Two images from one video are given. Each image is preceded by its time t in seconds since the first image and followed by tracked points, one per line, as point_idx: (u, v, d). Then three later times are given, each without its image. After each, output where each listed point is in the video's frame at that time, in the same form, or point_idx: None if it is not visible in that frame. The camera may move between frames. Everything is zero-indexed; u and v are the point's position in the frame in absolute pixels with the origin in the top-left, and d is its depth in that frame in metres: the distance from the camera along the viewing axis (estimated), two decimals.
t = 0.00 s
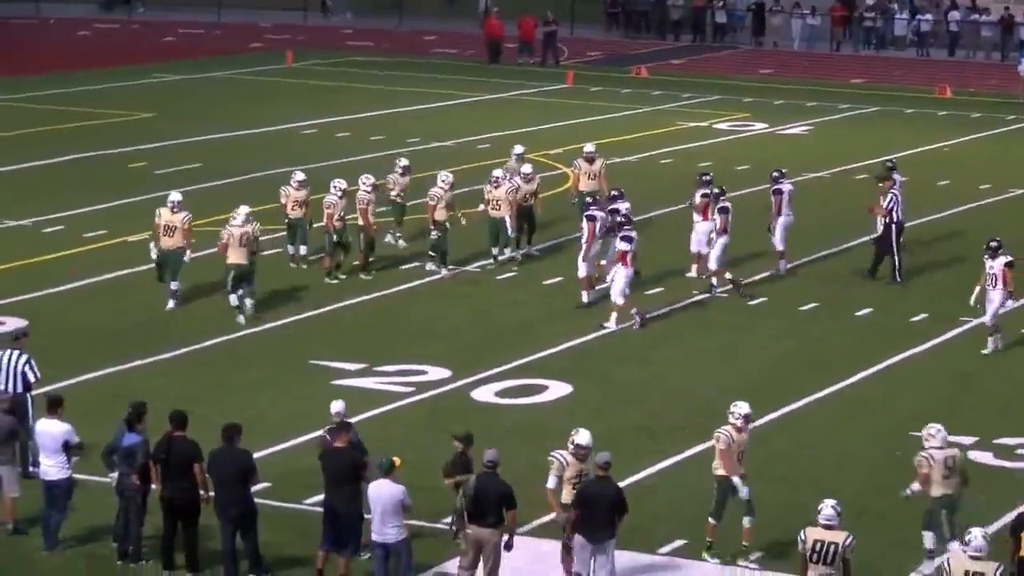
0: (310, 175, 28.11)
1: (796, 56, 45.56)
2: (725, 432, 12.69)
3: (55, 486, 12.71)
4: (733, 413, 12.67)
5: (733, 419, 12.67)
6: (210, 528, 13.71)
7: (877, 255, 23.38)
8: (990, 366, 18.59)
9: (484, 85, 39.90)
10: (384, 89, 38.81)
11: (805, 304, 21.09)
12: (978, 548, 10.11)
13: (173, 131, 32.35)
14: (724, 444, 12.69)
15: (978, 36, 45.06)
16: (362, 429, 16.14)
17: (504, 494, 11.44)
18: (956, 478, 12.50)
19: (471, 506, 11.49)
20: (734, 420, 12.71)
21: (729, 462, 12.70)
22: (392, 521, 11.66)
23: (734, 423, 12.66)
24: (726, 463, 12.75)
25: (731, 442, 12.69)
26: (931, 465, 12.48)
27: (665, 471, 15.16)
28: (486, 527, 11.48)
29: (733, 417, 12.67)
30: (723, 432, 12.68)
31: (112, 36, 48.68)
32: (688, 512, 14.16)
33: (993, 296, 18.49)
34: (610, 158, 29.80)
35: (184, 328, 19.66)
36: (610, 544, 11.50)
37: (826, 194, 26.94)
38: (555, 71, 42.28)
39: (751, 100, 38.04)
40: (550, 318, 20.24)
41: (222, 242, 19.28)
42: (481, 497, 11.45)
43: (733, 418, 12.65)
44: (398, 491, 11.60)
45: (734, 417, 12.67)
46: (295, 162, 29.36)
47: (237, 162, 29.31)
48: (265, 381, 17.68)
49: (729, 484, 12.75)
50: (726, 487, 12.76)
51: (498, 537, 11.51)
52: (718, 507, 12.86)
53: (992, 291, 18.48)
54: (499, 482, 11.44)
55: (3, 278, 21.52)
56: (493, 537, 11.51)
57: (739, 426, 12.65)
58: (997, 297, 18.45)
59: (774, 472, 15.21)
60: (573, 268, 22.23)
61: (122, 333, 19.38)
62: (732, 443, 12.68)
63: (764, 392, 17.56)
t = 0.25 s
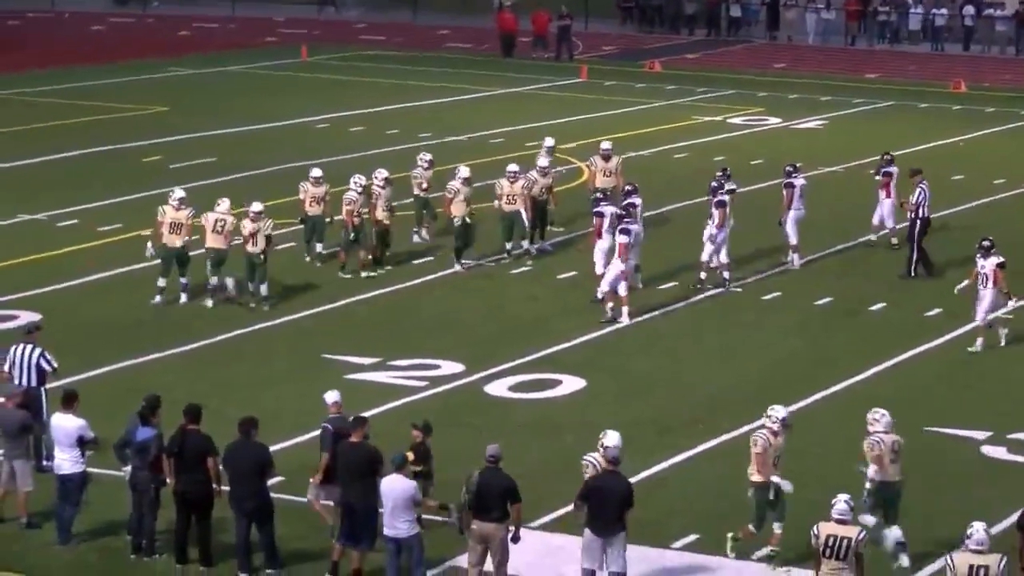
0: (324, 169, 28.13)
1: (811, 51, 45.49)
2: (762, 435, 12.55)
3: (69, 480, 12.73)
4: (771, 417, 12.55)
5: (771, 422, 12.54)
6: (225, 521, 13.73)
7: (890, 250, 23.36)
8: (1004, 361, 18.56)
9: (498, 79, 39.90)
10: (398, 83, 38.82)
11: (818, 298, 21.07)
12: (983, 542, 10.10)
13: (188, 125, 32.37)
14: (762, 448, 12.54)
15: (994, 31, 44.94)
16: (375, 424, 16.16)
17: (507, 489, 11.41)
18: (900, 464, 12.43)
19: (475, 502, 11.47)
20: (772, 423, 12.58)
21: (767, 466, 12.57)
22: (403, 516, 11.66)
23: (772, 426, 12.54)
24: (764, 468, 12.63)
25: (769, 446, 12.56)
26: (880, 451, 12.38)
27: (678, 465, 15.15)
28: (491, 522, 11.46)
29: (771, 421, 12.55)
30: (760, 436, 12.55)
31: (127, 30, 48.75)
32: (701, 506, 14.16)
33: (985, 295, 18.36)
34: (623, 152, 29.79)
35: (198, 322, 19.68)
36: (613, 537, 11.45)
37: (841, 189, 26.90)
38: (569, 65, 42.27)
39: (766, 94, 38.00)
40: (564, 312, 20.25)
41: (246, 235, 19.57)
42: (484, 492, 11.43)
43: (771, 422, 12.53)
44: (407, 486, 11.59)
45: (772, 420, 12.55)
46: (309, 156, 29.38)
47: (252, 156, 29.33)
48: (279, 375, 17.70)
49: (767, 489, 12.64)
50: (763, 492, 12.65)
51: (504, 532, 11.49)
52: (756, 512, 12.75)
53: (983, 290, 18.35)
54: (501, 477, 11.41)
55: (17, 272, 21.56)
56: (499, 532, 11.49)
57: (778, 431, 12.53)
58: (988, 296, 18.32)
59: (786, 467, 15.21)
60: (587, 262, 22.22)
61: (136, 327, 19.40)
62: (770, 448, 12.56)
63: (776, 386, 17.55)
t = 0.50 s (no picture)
0: (328, 167, 28.13)
1: (816, 49, 45.46)
2: (781, 436, 12.43)
3: (74, 479, 12.75)
4: (791, 416, 12.45)
5: (791, 422, 12.45)
6: (231, 519, 13.72)
7: (895, 247, 23.34)
8: (1009, 359, 18.53)
9: (503, 77, 39.91)
10: (403, 81, 38.83)
11: (823, 296, 21.05)
12: (985, 539, 10.08)
13: (193, 123, 32.38)
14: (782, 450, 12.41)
15: (999, 29, 44.89)
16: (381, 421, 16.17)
17: (504, 488, 11.39)
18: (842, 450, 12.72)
19: (471, 501, 11.46)
20: (791, 423, 12.48)
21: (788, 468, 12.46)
22: (406, 514, 11.66)
23: (791, 427, 12.44)
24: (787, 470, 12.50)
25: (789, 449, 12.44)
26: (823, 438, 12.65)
27: (681, 463, 15.13)
28: (490, 521, 11.46)
29: (791, 421, 12.45)
30: (780, 436, 12.43)
31: (133, 28, 48.78)
32: (705, 504, 14.16)
33: (971, 297, 18.31)
34: (628, 150, 29.80)
35: (202, 320, 19.69)
36: (609, 535, 11.43)
37: (846, 187, 26.88)
38: (574, 64, 42.28)
39: (771, 92, 37.98)
40: (568, 310, 20.25)
41: (248, 237, 19.52)
42: (480, 491, 11.41)
43: (792, 422, 12.43)
44: (408, 484, 11.58)
45: (792, 420, 12.45)
46: (314, 154, 29.39)
47: (257, 154, 29.32)
48: (285, 374, 17.70)
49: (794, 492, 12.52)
50: (788, 496, 12.52)
51: (502, 530, 11.47)
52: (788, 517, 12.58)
53: (969, 291, 18.28)
54: (496, 476, 11.40)
55: (22, 270, 21.56)
56: (498, 530, 11.47)
57: (800, 430, 12.45)
58: (975, 297, 18.25)
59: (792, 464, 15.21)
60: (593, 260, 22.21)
61: (140, 325, 19.42)
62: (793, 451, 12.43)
63: (784, 385, 17.53)
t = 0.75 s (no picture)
0: (332, 166, 28.15)
1: (821, 48, 45.43)
2: (809, 443, 12.60)
3: (78, 477, 12.75)
4: (818, 424, 12.61)
5: (819, 429, 12.60)
6: (237, 517, 13.73)
7: (900, 246, 23.35)
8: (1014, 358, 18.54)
9: (508, 76, 39.92)
10: (407, 80, 38.84)
11: (828, 296, 21.02)
12: (994, 538, 10.09)
13: (197, 122, 32.38)
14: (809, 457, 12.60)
15: (1004, 27, 44.86)
16: (386, 420, 16.18)
17: (507, 488, 11.40)
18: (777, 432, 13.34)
19: (475, 501, 11.46)
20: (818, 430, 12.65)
21: (817, 475, 12.66)
22: (410, 513, 11.67)
23: (819, 434, 12.60)
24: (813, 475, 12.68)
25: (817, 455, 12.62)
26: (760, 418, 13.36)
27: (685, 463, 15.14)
28: (493, 520, 11.46)
29: (818, 428, 12.61)
30: (808, 443, 12.59)
31: (138, 27, 48.78)
32: (710, 503, 14.17)
33: (951, 301, 18.38)
34: (632, 149, 29.81)
35: (207, 318, 19.70)
36: (605, 533, 11.44)
37: (851, 186, 26.88)
38: (579, 63, 42.28)
39: (776, 91, 37.98)
40: (573, 309, 20.27)
41: (250, 238, 19.46)
42: (484, 490, 11.42)
43: (820, 429, 12.59)
44: (413, 482, 11.60)
45: (819, 427, 12.61)
46: (318, 153, 29.40)
47: (262, 153, 29.34)
48: (289, 372, 17.71)
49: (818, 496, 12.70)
50: (813, 501, 12.71)
51: (505, 530, 11.48)
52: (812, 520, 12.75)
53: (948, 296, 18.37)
54: (500, 475, 11.41)
55: (28, 268, 21.59)
56: (501, 530, 11.48)
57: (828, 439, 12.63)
58: (955, 301, 18.34)
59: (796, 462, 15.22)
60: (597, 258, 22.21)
61: (144, 324, 19.44)
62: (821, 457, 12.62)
63: (789, 384, 17.54)
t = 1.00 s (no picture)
0: (336, 166, 28.14)
1: (826, 47, 45.43)
2: (832, 445, 12.40)
3: (84, 477, 12.76)
4: (841, 426, 12.42)
5: (843, 431, 12.40)
6: (243, 516, 13.74)
7: (905, 246, 23.34)
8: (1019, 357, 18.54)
9: (512, 75, 39.90)
10: (412, 79, 38.81)
11: (832, 296, 20.99)
12: (1004, 539, 10.08)
13: (203, 120, 32.39)
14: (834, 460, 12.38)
15: (1009, 27, 44.84)
16: (392, 419, 16.19)
17: (515, 488, 11.40)
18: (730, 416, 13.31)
19: (483, 501, 11.47)
20: (842, 434, 12.46)
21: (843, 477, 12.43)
22: (416, 512, 11.68)
23: (843, 436, 12.40)
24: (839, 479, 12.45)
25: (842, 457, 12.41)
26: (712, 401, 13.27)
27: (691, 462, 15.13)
28: (500, 520, 11.47)
29: (842, 430, 12.41)
30: (831, 446, 12.39)
31: (144, 26, 48.81)
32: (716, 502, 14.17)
33: (938, 299, 18.19)
34: (637, 148, 29.80)
35: (213, 318, 19.70)
36: (608, 533, 11.45)
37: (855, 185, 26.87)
38: (584, 62, 42.25)
39: (780, 90, 37.94)
40: (579, 308, 20.27)
41: (250, 239, 19.40)
42: (491, 490, 11.43)
43: (843, 431, 12.39)
44: (418, 482, 11.61)
45: (843, 430, 12.41)
46: (323, 152, 29.39)
47: (267, 153, 29.33)
48: (295, 372, 17.71)
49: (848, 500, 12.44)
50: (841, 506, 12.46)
51: (512, 530, 11.48)
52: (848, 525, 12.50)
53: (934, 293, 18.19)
54: (508, 475, 11.41)
55: (33, 268, 21.58)
56: (508, 529, 11.48)
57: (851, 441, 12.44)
58: (941, 297, 18.14)
59: (801, 461, 15.22)
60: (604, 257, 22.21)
61: (149, 323, 19.44)
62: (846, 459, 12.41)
63: (794, 383, 17.53)
